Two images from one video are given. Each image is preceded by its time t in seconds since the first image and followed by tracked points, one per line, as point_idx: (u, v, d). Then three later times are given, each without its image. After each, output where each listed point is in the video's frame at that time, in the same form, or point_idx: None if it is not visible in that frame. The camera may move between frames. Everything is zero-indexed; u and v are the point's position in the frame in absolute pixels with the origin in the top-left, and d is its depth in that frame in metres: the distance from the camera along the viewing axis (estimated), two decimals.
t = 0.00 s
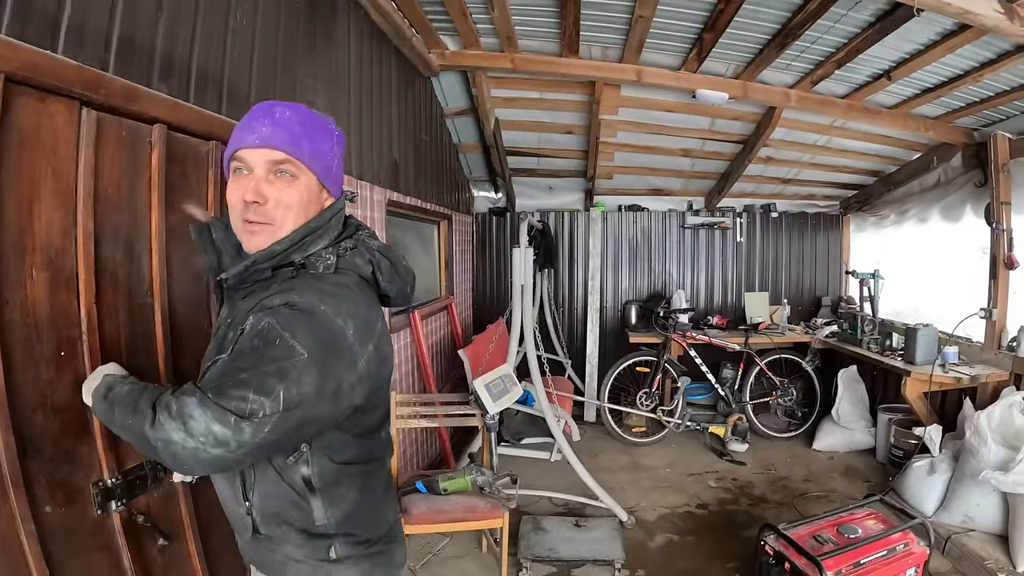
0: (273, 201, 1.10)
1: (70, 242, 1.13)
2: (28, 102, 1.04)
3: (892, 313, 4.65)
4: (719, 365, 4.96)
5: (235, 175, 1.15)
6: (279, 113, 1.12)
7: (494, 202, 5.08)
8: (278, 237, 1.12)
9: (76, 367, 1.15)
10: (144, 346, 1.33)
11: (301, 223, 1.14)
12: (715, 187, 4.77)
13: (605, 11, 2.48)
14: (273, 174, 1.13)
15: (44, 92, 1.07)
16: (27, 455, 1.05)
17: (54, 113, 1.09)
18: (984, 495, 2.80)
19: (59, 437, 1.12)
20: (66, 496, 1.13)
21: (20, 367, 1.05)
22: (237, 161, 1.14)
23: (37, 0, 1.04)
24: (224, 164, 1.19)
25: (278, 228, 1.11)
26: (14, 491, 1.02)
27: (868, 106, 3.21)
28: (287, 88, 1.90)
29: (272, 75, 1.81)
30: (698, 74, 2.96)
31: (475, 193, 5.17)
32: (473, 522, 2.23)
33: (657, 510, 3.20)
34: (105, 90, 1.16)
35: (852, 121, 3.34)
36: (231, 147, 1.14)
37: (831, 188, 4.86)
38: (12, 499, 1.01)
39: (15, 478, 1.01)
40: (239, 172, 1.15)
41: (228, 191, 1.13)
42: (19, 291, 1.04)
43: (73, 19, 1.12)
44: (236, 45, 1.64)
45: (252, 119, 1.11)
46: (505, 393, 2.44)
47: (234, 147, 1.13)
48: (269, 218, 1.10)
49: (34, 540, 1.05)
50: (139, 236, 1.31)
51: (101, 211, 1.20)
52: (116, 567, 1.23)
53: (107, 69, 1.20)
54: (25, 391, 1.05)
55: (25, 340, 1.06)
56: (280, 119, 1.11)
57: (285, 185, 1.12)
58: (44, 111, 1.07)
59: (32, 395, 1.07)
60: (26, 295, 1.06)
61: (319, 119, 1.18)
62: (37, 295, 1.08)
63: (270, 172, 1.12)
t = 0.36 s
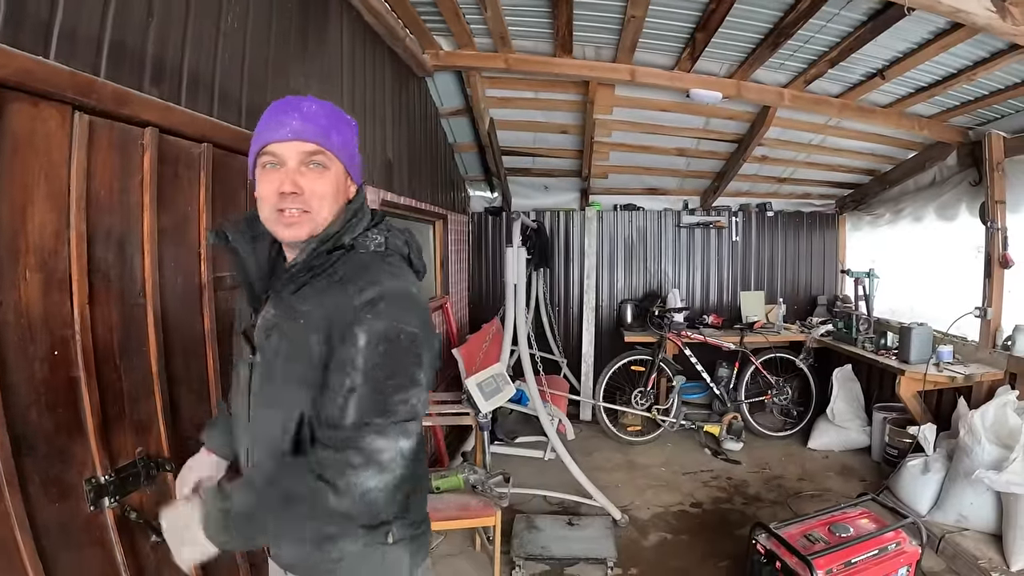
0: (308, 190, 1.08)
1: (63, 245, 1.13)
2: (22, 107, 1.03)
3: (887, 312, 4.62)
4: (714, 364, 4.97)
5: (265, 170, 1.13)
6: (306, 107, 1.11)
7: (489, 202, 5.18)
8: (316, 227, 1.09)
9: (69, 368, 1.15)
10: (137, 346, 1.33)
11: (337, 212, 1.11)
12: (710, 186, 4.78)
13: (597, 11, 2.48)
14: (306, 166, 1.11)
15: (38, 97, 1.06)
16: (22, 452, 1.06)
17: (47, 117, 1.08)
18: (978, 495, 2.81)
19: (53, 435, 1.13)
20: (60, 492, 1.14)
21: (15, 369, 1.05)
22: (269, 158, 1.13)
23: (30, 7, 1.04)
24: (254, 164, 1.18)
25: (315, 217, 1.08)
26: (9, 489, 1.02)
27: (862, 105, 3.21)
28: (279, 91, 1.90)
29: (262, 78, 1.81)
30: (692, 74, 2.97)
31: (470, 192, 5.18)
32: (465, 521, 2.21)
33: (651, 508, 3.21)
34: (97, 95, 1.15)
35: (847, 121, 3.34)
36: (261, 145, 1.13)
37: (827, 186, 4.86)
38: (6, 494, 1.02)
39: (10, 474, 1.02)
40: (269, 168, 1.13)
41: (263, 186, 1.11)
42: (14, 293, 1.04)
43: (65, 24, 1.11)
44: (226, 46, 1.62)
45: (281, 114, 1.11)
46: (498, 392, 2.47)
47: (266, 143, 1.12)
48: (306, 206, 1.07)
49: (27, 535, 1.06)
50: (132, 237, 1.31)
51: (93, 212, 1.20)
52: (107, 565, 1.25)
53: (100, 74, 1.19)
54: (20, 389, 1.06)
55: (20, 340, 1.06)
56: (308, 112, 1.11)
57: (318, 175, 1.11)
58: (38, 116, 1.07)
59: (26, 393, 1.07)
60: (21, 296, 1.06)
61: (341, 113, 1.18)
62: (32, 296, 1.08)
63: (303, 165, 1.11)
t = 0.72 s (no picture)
0: (395, 186, 1.07)
1: (57, 244, 1.09)
2: (16, 108, 1.00)
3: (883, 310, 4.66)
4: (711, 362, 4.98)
5: (345, 163, 1.10)
6: (393, 99, 1.11)
7: (487, 201, 5.12)
8: (399, 227, 1.08)
9: (62, 367, 1.12)
10: (132, 346, 1.30)
11: (418, 213, 1.11)
12: (706, 185, 4.78)
13: (591, 10, 2.48)
14: (391, 161, 1.10)
15: (30, 98, 1.03)
16: (16, 448, 1.02)
17: (40, 118, 1.05)
18: (973, 494, 2.82)
19: (48, 433, 1.09)
20: (54, 489, 1.11)
21: (10, 370, 1.01)
22: (348, 151, 1.10)
23: (24, 9, 1.01)
24: (323, 156, 1.13)
25: (400, 215, 1.08)
26: (2, 483, 0.98)
27: (857, 104, 3.21)
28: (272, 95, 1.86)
29: (258, 81, 1.77)
30: (687, 73, 2.97)
31: (467, 191, 5.18)
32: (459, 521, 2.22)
33: (646, 507, 3.22)
34: (90, 97, 1.12)
35: (843, 119, 3.34)
36: (340, 137, 1.10)
37: (823, 185, 4.86)
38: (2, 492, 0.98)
39: (5, 472, 0.99)
40: (350, 161, 1.10)
41: (343, 181, 1.08)
42: (8, 292, 1.01)
43: (59, 26, 1.08)
44: (221, 47, 1.59)
45: (368, 105, 1.09)
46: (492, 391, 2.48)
47: (349, 134, 1.09)
48: (394, 205, 1.07)
49: (22, 531, 1.02)
50: (126, 237, 1.27)
51: (85, 211, 1.16)
52: (100, 564, 1.21)
53: (93, 75, 1.16)
54: (15, 387, 1.02)
55: (14, 340, 1.02)
56: (396, 106, 1.10)
57: (405, 172, 1.10)
58: (31, 117, 1.03)
59: (20, 392, 1.03)
60: (14, 296, 1.02)
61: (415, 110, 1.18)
62: (25, 295, 1.04)
63: (389, 160, 1.10)
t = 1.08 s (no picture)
0: (460, 181, 1.02)
1: (56, 244, 1.10)
2: (14, 109, 1.00)
3: (882, 308, 4.66)
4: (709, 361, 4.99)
5: (408, 153, 1.01)
6: (459, 92, 1.05)
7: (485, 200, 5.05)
8: (455, 222, 1.03)
9: (61, 366, 1.12)
10: (130, 345, 1.30)
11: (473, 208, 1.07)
12: (704, 185, 4.78)
13: (589, 10, 2.49)
14: (454, 155, 1.04)
15: (29, 98, 1.03)
16: (16, 448, 1.03)
17: (38, 120, 1.05)
18: (971, 492, 2.83)
19: (46, 431, 1.09)
20: (53, 488, 1.11)
21: (8, 368, 1.02)
22: (412, 141, 1.02)
23: (23, 10, 1.01)
24: (379, 144, 1.03)
25: (459, 210, 1.03)
26: (2, 484, 0.99)
27: (855, 103, 3.21)
28: (268, 95, 1.86)
29: (255, 78, 1.77)
30: (684, 72, 2.97)
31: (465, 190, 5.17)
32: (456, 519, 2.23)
33: (644, 506, 3.23)
34: (88, 97, 1.13)
35: (840, 118, 3.34)
36: (403, 124, 1.01)
37: (821, 185, 4.87)
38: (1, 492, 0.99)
39: (4, 472, 0.99)
40: (413, 151, 1.02)
41: (405, 171, 1.00)
42: (7, 292, 1.01)
43: (57, 28, 1.09)
44: (218, 47, 1.59)
45: (439, 95, 1.02)
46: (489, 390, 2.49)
47: (415, 123, 1.00)
48: (454, 198, 1.01)
49: (21, 531, 1.03)
50: (123, 237, 1.28)
51: (84, 212, 1.17)
52: (99, 562, 1.22)
53: (90, 76, 1.17)
54: (14, 387, 1.02)
55: (13, 340, 1.02)
56: (463, 99, 1.05)
57: (467, 168, 1.05)
58: (29, 118, 1.04)
59: (19, 391, 1.04)
60: (13, 295, 1.02)
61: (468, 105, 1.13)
62: (24, 295, 1.04)
63: (454, 154, 1.03)
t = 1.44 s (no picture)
0: (431, 177, 0.94)
1: (54, 244, 1.10)
2: (13, 109, 1.01)
3: (881, 308, 4.67)
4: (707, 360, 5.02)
5: (376, 146, 0.92)
6: (432, 84, 0.98)
7: (483, 200, 5.10)
8: (422, 221, 0.94)
9: (60, 365, 1.12)
10: (129, 344, 1.30)
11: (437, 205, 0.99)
12: (703, 184, 4.78)
13: (589, 10, 2.50)
14: (424, 150, 0.95)
15: (28, 98, 1.03)
16: (15, 448, 1.03)
17: (37, 119, 1.06)
18: (969, 491, 2.83)
19: (45, 431, 1.09)
20: (52, 488, 1.11)
21: (7, 367, 1.02)
22: (381, 132, 0.92)
23: (21, 10, 1.01)
24: (340, 133, 0.93)
25: (427, 209, 0.94)
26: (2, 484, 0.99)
27: (854, 102, 3.21)
28: (268, 95, 1.86)
29: (254, 79, 1.78)
30: (683, 71, 2.98)
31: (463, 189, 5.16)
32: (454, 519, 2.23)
33: (643, 505, 3.23)
34: (87, 96, 1.13)
35: (839, 117, 3.34)
36: (372, 113, 0.91)
37: (820, 184, 4.87)
38: None
39: (2, 471, 0.99)
40: (382, 144, 0.92)
41: (372, 166, 0.91)
42: (5, 292, 1.01)
43: (55, 28, 1.09)
44: (217, 48, 1.59)
45: (412, 85, 0.94)
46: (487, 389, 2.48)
47: (386, 113, 0.91)
48: (423, 195, 0.93)
49: (20, 530, 1.03)
50: (122, 236, 1.28)
51: (83, 212, 1.17)
52: (98, 563, 1.22)
53: (89, 75, 1.17)
54: (13, 386, 1.03)
55: (11, 338, 1.03)
56: (435, 91, 0.97)
57: (436, 165, 0.97)
58: (28, 118, 1.04)
59: (18, 390, 1.04)
60: (12, 295, 1.02)
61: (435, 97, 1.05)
62: (23, 294, 1.04)
63: (424, 149, 0.95)
